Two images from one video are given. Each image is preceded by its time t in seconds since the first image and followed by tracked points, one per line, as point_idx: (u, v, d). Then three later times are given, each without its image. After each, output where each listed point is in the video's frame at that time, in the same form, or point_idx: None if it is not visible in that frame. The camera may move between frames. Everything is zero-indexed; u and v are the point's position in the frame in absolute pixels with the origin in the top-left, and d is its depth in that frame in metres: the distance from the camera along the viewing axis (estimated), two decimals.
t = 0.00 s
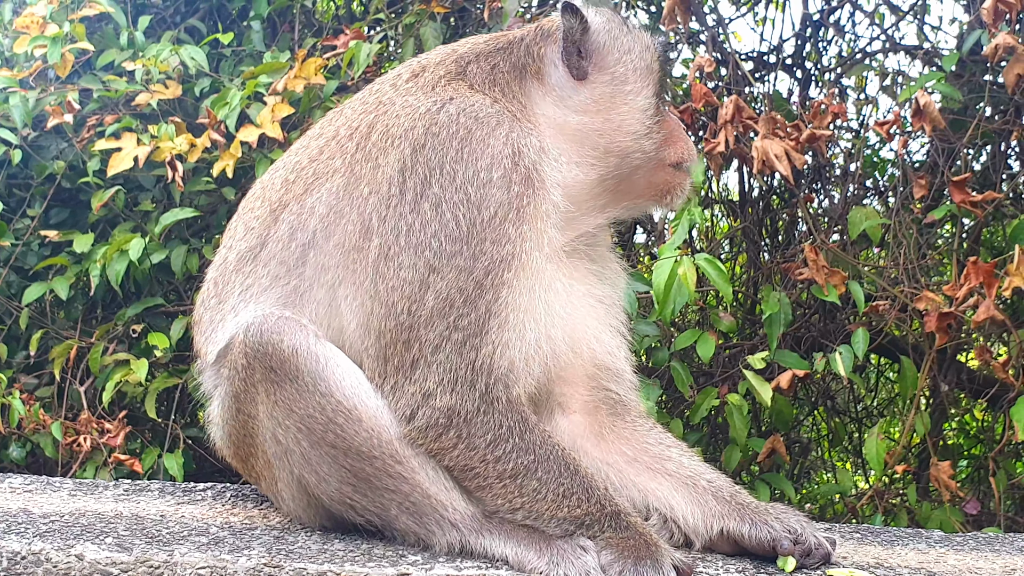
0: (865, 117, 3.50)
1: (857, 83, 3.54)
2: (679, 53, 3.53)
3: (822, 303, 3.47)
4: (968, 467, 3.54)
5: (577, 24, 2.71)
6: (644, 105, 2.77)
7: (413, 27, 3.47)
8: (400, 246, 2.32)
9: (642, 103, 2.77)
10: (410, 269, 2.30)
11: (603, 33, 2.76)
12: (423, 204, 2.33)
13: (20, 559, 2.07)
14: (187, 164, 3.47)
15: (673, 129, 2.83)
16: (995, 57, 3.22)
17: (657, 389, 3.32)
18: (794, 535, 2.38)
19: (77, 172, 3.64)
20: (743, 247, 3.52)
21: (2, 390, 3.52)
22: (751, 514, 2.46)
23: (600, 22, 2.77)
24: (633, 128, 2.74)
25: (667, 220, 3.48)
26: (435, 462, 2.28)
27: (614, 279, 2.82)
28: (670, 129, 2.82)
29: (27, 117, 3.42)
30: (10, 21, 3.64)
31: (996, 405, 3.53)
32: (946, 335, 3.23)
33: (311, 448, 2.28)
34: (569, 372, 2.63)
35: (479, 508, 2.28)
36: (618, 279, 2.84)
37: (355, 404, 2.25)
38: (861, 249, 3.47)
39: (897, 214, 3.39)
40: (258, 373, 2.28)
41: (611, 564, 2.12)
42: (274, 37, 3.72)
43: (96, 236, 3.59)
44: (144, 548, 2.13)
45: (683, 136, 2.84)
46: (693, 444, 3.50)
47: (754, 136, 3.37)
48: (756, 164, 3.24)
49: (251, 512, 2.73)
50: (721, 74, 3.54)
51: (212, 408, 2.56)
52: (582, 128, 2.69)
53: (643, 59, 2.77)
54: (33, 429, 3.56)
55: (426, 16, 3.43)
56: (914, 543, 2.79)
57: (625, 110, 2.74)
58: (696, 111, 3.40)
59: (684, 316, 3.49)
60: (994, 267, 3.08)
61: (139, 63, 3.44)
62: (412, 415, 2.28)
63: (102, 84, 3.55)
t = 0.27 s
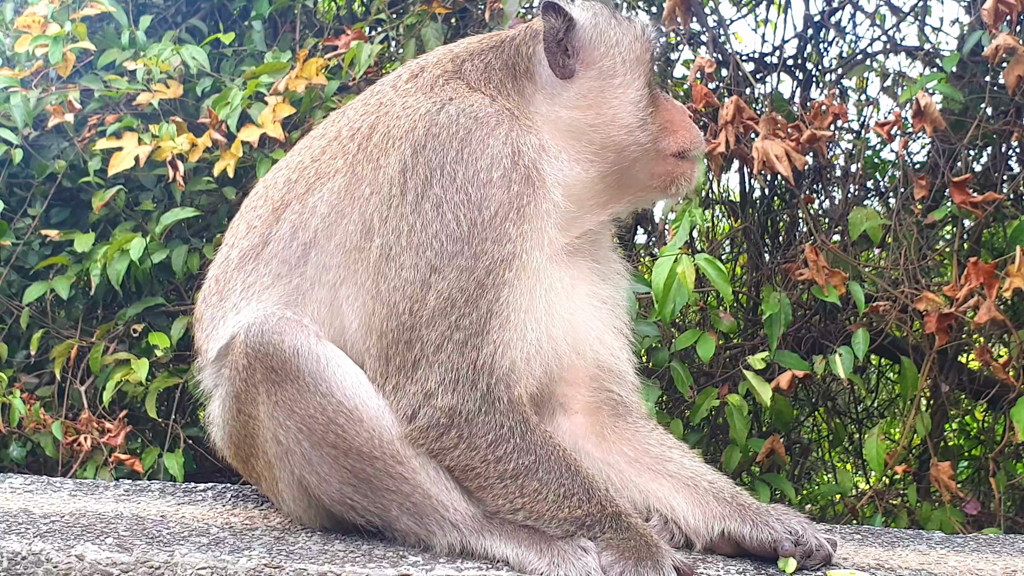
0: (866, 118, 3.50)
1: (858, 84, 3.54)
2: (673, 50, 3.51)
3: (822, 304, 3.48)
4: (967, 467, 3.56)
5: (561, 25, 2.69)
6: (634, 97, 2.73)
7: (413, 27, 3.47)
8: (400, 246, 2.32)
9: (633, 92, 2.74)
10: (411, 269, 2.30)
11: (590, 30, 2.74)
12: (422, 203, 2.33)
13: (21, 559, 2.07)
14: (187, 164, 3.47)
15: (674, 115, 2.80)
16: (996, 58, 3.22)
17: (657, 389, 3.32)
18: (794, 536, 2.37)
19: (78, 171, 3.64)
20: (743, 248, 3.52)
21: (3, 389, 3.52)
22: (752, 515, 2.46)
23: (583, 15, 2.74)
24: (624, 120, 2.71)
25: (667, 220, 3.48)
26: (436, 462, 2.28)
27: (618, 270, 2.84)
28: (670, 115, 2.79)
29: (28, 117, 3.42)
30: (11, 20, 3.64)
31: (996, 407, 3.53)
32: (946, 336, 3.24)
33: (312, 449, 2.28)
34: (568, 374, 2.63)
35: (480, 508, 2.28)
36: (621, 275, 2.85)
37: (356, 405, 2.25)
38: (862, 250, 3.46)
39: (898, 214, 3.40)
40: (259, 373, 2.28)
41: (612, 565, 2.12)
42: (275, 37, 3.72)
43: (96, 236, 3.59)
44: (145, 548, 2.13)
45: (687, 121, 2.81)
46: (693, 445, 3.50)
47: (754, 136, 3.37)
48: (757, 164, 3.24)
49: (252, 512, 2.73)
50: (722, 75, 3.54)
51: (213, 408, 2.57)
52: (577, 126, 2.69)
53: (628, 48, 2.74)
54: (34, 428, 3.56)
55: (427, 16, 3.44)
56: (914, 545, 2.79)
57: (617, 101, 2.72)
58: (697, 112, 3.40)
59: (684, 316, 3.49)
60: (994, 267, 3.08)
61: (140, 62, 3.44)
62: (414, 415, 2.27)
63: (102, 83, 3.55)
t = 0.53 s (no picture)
0: (866, 119, 3.51)
1: (858, 86, 3.54)
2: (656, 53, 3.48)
3: (823, 305, 3.48)
4: (969, 469, 3.55)
5: (513, 24, 2.63)
6: (600, 78, 2.61)
7: (414, 29, 3.47)
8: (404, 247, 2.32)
9: (604, 72, 2.61)
10: (408, 270, 2.30)
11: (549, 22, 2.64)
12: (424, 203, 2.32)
13: (22, 562, 2.07)
14: (187, 166, 3.47)
15: (662, 82, 2.61)
16: (996, 60, 3.22)
17: (659, 391, 3.32)
18: (795, 539, 2.37)
19: (79, 173, 3.63)
20: (744, 249, 3.52)
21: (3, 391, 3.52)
22: (753, 517, 2.46)
23: (540, 10, 2.66)
24: (597, 101, 2.59)
25: (667, 222, 3.49)
26: (437, 464, 2.28)
27: (624, 266, 2.84)
28: (654, 85, 2.61)
29: (28, 118, 3.41)
30: (13, 22, 3.64)
31: (997, 408, 3.52)
32: (947, 337, 3.24)
33: (313, 450, 2.28)
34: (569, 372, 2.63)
35: (481, 510, 2.28)
36: (627, 271, 2.85)
37: (357, 406, 2.25)
38: (862, 252, 3.46)
39: (899, 216, 3.40)
40: (261, 374, 2.29)
41: (612, 568, 2.11)
42: (276, 39, 3.72)
43: (97, 238, 3.59)
44: (146, 551, 2.13)
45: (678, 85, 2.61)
46: (694, 447, 3.51)
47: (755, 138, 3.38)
48: (757, 166, 3.25)
49: (253, 514, 2.73)
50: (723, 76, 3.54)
51: (215, 409, 2.57)
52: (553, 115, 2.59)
53: (589, 28, 2.62)
54: (35, 430, 3.55)
55: (428, 18, 3.43)
56: (916, 547, 2.79)
57: (588, 82, 2.60)
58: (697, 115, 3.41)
59: (685, 318, 3.48)
60: (994, 269, 3.08)
61: (141, 64, 3.44)
62: (416, 415, 2.28)
63: (103, 85, 3.55)
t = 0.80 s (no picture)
0: (867, 121, 3.51)
1: (859, 87, 3.54)
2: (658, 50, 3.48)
3: (824, 307, 3.48)
4: (970, 471, 3.54)
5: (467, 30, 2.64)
6: (519, 87, 2.50)
7: (416, 31, 3.46)
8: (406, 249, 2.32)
9: (530, 81, 2.49)
10: (394, 274, 2.32)
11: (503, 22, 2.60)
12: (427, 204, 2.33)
13: (22, 562, 2.06)
14: (188, 167, 3.46)
15: (592, 90, 2.44)
16: (998, 62, 3.22)
17: (660, 394, 3.32)
18: (795, 540, 2.37)
19: (80, 175, 3.63)
20: (745, 251, 3.51)
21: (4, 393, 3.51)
22: (753, 519, 2.45)
23: (497, 10, 2.65)
24: (520, 109, 2.50)
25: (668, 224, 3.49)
26: (437, 464, 2.28)
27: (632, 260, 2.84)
28: (583, 93, 2.44)
29: (29, 120, 3.41)
30: (14, 24, 3.63)
31: (999, 410, 3.52)
32: (949, 339, 3.23)
33: (315, 449, 2.28)
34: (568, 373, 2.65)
35: (481, 511, 2.27)
36: (634, 267, 2.85)
37: (360, 406, 2.25)
38: (863, 254, 3.46)
39: (900, 218, 3.39)
40: (263, 373, 2.29)
41: (613, 569, 2.10)
42: (277, 40, 3.72)
43: (98, 239, 3.58)
44: (146, 551, 2.13)
45: (603, 99, 2.41)
46: (695, 448, 3.51)
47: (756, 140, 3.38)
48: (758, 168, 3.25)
49: (253, 515, 2.73)
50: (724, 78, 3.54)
51: (217, 409, 2.57)
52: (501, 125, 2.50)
53: (522, 34, 2.53)
54: (35, 432, 3.55)
55: (429, 19, 3.42)
56: (917, 548, 2.79)
57: (512, 94, 2.51)
58: (698, 116, 3.39)
59: (685, 321, 3.47)
60: (996, 272, 3.07)
61: (142, 66, 3.44)
62: (416, 415, 2.28)
63: (104, 87, 3.55)
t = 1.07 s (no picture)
0: (869, 121, 3.51)
1: (862, 87, 3.54)
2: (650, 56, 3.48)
3: (826, 307, 3.48)
4: (971, 471, 3.55)
5: (451, 32, 2.66)
6: (485, 93, 2.50)
7: (418, 30, 3.45)
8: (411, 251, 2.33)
9: (497, 91, 2.49)
10: (382, 282, 2.36)
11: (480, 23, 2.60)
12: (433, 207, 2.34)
13: (24, 560, 2.07)
14: (191, 166, 3.46)
15: (557, 103, 2.45)
16: (1002, 62, 3.22)
17: (662, 394, 3.32)
18: (796, 539, 2.38)
19: (83, 174, 3.62)
20: (747, 251, 3.51)
21: (7, 392, 3.51)
22: (754, 519, 2.45)
23: (478, 9, 2.65)
24: (487, 116, 2.49)
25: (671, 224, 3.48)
26: (439, 465, 2.29)
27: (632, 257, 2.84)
28: (547, 107, 2.45)
29: (33, 119, 3.40)
30: (17, 23, 3.63)
31: (1001, 410, 3.52)
32: (951, 339, 3.23)
33: (316, 448, 2.28)
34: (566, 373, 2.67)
35: (483, 510, 2.27)
36: (635, 264, 2.85)
37: (361, 405, 2.25)
38: (866, 254, 3.46)
39: (903, 218, 3.39)
40: (265, 371, 2.30)
41: (614, 569, 2.10)
42: (279, 40, 3.71)
43: (100, 238, 3.58)
44: (148, 550, 2.13)
45: (567, 114, 2.42)
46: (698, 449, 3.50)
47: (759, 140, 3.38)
48: (761, 168, 3.25)
49: (256, 514, 2.73)
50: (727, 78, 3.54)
51: (218, 406, 2.57)
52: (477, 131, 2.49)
53: (492, 44, 2.53)
54: (38, 431, 3.54)
55: (431, 19, 3.42)
56: (918, 548, 2.79)
57: (480, 101, 2.50)
58: (701, 116, 3.39)
59: (688, 320, 3.48)
60: (999, 272, 3.08)
61: (145, 65, 3.44)
62: (416, 416, 2.30)
63: (107, 86, 3.54)
